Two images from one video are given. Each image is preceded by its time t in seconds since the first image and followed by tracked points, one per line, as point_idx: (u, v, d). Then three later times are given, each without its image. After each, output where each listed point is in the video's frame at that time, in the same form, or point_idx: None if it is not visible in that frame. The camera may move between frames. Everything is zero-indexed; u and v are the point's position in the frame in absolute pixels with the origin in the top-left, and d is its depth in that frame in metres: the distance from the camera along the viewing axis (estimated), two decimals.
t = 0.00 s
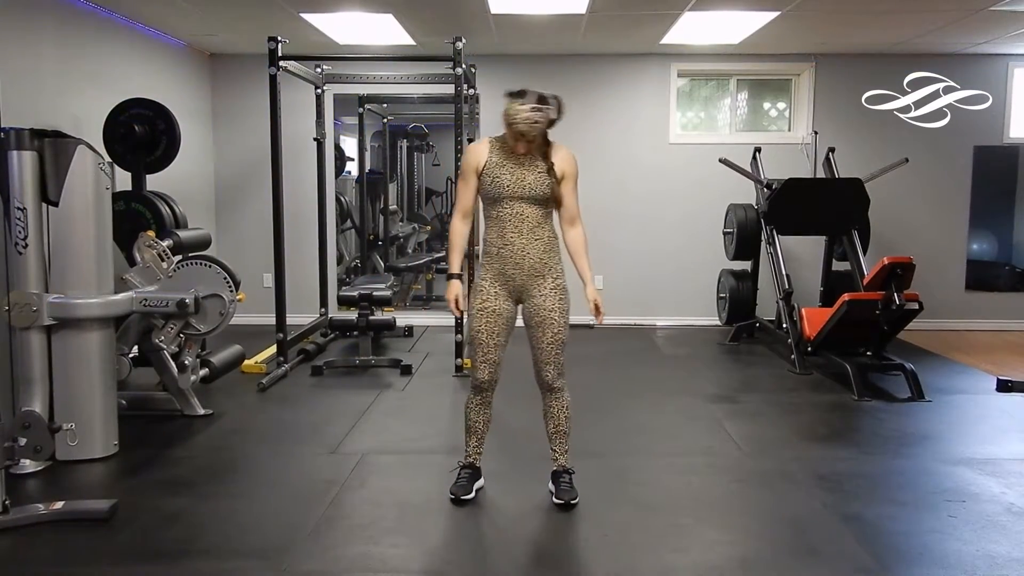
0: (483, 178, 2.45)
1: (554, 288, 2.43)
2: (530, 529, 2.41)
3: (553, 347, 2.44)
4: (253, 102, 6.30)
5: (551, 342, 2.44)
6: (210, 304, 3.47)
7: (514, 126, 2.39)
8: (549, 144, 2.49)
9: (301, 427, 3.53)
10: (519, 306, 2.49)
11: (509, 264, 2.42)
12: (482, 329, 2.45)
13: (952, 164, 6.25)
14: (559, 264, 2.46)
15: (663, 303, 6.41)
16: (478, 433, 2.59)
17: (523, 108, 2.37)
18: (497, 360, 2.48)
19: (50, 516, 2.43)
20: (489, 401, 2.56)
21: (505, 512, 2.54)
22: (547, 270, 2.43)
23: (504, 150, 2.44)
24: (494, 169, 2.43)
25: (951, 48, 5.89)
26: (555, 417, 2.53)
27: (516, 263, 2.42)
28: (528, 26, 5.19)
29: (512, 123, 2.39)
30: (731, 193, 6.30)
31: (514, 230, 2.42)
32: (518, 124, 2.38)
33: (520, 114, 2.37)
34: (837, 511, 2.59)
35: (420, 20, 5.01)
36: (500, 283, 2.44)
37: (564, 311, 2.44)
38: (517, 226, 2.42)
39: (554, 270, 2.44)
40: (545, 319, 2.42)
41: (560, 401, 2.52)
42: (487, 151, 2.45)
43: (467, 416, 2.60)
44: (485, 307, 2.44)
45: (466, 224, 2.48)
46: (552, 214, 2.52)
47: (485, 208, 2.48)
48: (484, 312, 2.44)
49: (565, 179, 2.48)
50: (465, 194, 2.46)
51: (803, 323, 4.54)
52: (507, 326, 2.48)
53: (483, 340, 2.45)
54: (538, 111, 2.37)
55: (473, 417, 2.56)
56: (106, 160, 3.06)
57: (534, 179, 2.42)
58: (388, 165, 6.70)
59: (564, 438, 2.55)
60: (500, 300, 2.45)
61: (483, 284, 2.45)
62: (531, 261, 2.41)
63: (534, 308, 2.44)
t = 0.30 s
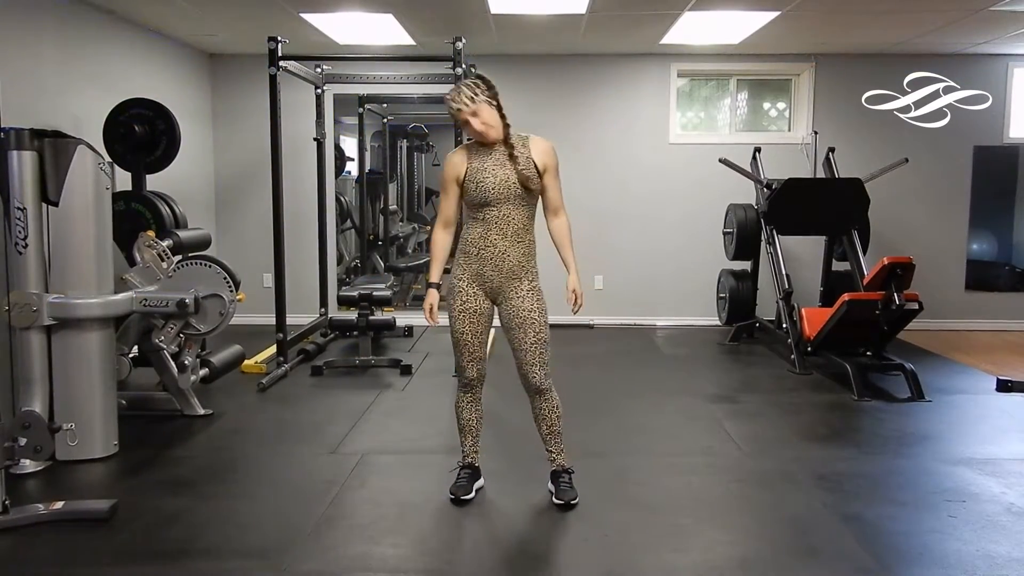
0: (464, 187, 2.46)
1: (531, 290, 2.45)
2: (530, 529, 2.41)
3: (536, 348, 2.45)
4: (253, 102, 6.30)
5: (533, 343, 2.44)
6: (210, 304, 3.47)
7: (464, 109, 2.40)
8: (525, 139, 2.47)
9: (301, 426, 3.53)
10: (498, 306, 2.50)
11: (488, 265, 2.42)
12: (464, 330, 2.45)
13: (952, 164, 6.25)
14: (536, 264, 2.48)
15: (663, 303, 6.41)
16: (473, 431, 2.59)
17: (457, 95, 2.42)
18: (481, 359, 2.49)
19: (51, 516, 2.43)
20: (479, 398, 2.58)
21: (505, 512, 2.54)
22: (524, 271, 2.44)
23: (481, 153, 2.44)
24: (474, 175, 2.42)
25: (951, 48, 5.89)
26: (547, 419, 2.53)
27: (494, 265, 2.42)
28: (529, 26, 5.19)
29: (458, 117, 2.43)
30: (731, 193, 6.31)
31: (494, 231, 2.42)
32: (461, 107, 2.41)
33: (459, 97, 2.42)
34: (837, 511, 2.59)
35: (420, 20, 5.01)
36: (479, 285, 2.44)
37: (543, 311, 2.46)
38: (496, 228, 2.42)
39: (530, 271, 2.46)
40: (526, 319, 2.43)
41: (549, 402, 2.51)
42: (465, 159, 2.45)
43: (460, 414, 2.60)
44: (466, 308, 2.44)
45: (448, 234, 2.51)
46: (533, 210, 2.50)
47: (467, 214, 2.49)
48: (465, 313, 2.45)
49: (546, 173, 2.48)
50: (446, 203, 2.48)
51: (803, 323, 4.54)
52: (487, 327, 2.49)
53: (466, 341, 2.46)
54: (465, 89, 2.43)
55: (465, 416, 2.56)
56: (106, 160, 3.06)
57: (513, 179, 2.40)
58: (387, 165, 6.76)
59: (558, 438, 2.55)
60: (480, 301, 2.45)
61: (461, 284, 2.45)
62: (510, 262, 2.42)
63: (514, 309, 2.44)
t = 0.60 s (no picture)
0: (456, 187, 2.44)
1: (526, 288, 2.46)
2: (530, 529, 2.41)
3: (534, 346, 2.45)
4: (254, 102, 6.30)
5: (530, 340, 2.44)
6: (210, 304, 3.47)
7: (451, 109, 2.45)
8: (516, 136, 2.48)
9: (301, 426, 3.53)
10: (493, 305, 2.50)
11: (484, 265, 2.43)
12: (461, 330, 2.46)
13: (952, 164, 6.25)
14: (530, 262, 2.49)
15: (663, 303, 6.42)
16: (471, 431, 2.59)
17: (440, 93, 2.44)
18: (479, 357, 2.50)
19: (51, 516, 2.43)
20: (476, 398, 2.58)
21: (505, 512, 2.54)
22: (519, 269, 2.46)
23: (473, 153, 2.43)
24: (467, 175, 2.41)
25: (951, 48, 5.89)
26: (546, 419, 2.53)
27: (489, 264, 2.43)
28: (529, 26, 5.18)
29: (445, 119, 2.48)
30: (731, 193, 6.31)
31: (489, 230, 2.43)
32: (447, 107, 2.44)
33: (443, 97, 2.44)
34: (836, 511, 2.59)
35: (420, 20, 5.01)
36: (474, 284, 2.45)
37: (539, 309, 2.47)
38: (491, 228, 2.43)
39: (525, 269, 2.47)
40: (522, 317, 2.44)
41: (548, 401, 2.51)
42: (457, 159, 2.43)
43: (458, 415, 2.60)
44: (462, 308, 2.45)
45: (443, 235, 2.50)
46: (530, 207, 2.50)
47: (462, 215, 2.48)
48: (461, 313, 2.45)
49: (539, 169, 2.49)
50: (440, 205, 2.47)
51: (803, 323, 4.54)
52: (483, 325, 2.50)
53: (463, 341, 2.47)
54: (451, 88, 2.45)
55: (463, 416, 2.57)
56: (106, 160, 3.06)
57: (506, 177, 2.41)
58: (387, 165, 6.76)
59: (557, 437, 2.56)
60: (475, 300, 2.46)
61: (456, 284, 2.45)
62: (505, 260, 2.43)
63: (509, 308, 2.45)
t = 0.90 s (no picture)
0: (473, 184, 2.47)
1: (541, 288, 2.45)
2: (531, 529, 2.41)
3: (545, 347, 2.44)
4: (254, 102, 6.31)
5: (541, 341, 2.43)
6: (210, 304, 3.48)
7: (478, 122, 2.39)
8: (535, 140, 2.49)
9: (301, 426, 3.53)
10: (506, 306, 2.49)
11: (498, 264, 2.43)
12: (473, 329, 2.45)
13: (952, 164, 6.25)
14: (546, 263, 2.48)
15: (663, 304, 6.42)
16: (475, 432, 2.59)
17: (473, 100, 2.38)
18: (489, 359, 2.49)
19: (51, 516, 2.43)
20: (483, 400, 2.57)
21: (505, 512, 2.54)
22: (535, 269, 2.45)
23: (492, 153, 2.44)
24: (484, 172, 2.43)
25: (951, 48, 5.88)
26: (551, 421, 2.53)
27: (504, 263, 2.43)
28: (529, 26, 5.18)
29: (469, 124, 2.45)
30: (732, 193, 6.31)
31: (504, 230, 2.43)
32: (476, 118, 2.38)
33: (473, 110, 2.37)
34: (837, 511, 2.59)
35: (420, 20, 5.01)
36: (489, 284, 2.45)
37: (552, 310, 2.45)
38: (507, 226, 2.43)
39: (541, 269, 2.46)
40: (536, 318, 2.43)
41: (555, 404, 2.51)
42: (475, 158, 2.46)
43: (463, 416, 2.60)
44: (475, 307, 2.44)
45: (457, 231, 2.51)
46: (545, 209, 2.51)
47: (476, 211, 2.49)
48: (474, 312, 2.44)
49: (555, 173, 2.49)
50: (455, 201, 2.48)
51: (803, 323, 4.55)
52: (497, 326, 2.49)
53: (475, 341, 2.46)
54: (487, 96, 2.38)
55: (468, 416, 2.56)
56: (106, 160, 3.06)
57: (523, 177, 2.41)
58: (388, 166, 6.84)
59: (561, 439, 2.56)
60: (489, 300, 2.45)
61: (471, 283, 2.46)
62: (520, 260, 2.43)
63: (523, 307, 2.44)
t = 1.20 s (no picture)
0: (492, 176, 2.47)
1: (564, 288, 2.44)
2: (531, 528, 2.41)
3: (561, 347, 2.45)
4: (254, 102, 6.30)
5: (559, 341, 2.44)
6: (209, 304, 3.48)
7: (546, 112, 2.37)
8: (562, 146, 2.50)
9: (301, 427, 3.53)
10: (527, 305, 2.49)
11: (520, 263, 2.42)
12: (491, 329, 2.45)
13: (952, 164, 6.25)
14: (571, 263, 2.46)
15: (663, 304, 6.42)
16: (481, 433, 2.59)
17: (559, 92, 2.37)
18: (507, 359, 2.48)
19: (51, 516, 2.43)
20: (494, 401, 2.57)
21: (505, 512, 2.54)
22: (558, 269, 2.44)
23: (515, 150, 2.45)
24: (504, 168, 2.43)
25: (951, 48, 5.88)
26: (558, 419, 2.53)
27: (527, 262, 2.42)
28: (529, 26, 5.18)
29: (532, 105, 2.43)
30: (732, 193, 6.31)
31: (523, 230, 2.43)
32: (551, 107, 2.36)
33: (553, 100, 2.36)
34: (837, 511, 2.59)
35: (420, 20, 5.01)
36: (512, 284, 2.44)
37: (574, 310, 2.45)
38: (527, 224, 2.43)
39: (565, 269, 2.45)
40: (556, 317, 2.43)
41: (565, 402, 2.52)
42: (500, 150, 2.46)
43: (471, 416, 2.60)
44: (496, 308, 2.44)
45: (477, 223, 2.49)
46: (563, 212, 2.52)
47: (495, 205, 2.49)
48: (495, 312, 2.44)
49: (574, 181, 2.50)
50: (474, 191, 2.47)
51: (803, 323, 4.54)
52: (517, 326, 2.48)
53: (494, 341, 2.45)
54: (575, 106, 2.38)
55: (477, 417, 2.56)
56: (106, 160, 3.06)
57: (545, 177, 2.41)
58: (387, 166, 6.81)
59: (566, 439, 2.56)
60: (509, 300, 2.45)
61: (495, 283, 2.45)
62: (542, 260, 2.42)
63: (544, 307, 2.44)
